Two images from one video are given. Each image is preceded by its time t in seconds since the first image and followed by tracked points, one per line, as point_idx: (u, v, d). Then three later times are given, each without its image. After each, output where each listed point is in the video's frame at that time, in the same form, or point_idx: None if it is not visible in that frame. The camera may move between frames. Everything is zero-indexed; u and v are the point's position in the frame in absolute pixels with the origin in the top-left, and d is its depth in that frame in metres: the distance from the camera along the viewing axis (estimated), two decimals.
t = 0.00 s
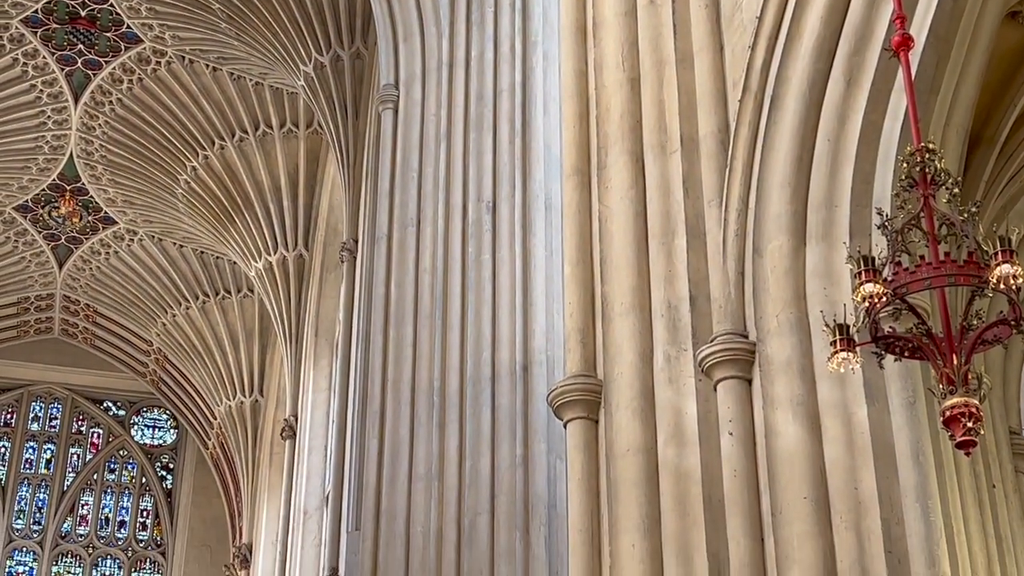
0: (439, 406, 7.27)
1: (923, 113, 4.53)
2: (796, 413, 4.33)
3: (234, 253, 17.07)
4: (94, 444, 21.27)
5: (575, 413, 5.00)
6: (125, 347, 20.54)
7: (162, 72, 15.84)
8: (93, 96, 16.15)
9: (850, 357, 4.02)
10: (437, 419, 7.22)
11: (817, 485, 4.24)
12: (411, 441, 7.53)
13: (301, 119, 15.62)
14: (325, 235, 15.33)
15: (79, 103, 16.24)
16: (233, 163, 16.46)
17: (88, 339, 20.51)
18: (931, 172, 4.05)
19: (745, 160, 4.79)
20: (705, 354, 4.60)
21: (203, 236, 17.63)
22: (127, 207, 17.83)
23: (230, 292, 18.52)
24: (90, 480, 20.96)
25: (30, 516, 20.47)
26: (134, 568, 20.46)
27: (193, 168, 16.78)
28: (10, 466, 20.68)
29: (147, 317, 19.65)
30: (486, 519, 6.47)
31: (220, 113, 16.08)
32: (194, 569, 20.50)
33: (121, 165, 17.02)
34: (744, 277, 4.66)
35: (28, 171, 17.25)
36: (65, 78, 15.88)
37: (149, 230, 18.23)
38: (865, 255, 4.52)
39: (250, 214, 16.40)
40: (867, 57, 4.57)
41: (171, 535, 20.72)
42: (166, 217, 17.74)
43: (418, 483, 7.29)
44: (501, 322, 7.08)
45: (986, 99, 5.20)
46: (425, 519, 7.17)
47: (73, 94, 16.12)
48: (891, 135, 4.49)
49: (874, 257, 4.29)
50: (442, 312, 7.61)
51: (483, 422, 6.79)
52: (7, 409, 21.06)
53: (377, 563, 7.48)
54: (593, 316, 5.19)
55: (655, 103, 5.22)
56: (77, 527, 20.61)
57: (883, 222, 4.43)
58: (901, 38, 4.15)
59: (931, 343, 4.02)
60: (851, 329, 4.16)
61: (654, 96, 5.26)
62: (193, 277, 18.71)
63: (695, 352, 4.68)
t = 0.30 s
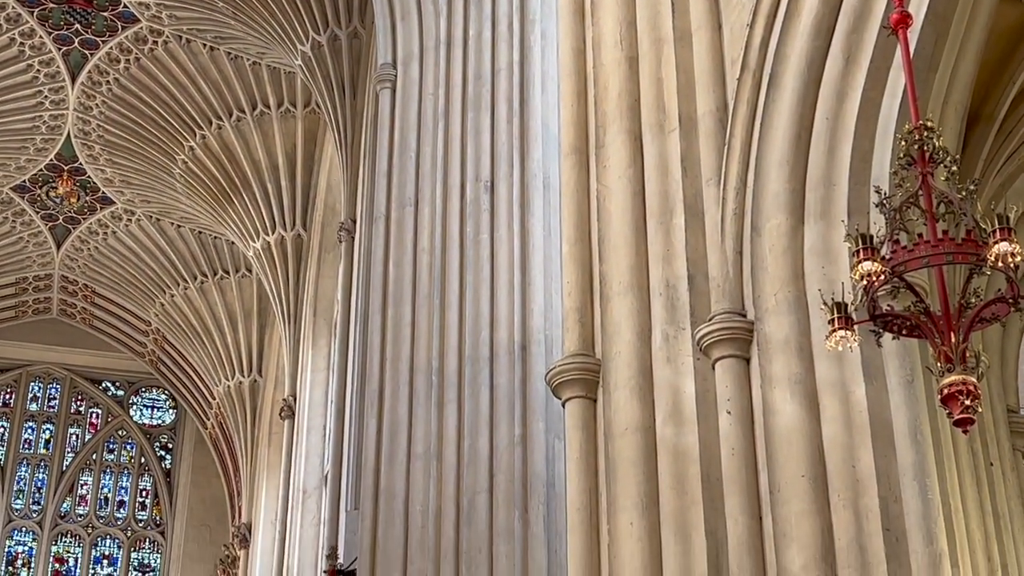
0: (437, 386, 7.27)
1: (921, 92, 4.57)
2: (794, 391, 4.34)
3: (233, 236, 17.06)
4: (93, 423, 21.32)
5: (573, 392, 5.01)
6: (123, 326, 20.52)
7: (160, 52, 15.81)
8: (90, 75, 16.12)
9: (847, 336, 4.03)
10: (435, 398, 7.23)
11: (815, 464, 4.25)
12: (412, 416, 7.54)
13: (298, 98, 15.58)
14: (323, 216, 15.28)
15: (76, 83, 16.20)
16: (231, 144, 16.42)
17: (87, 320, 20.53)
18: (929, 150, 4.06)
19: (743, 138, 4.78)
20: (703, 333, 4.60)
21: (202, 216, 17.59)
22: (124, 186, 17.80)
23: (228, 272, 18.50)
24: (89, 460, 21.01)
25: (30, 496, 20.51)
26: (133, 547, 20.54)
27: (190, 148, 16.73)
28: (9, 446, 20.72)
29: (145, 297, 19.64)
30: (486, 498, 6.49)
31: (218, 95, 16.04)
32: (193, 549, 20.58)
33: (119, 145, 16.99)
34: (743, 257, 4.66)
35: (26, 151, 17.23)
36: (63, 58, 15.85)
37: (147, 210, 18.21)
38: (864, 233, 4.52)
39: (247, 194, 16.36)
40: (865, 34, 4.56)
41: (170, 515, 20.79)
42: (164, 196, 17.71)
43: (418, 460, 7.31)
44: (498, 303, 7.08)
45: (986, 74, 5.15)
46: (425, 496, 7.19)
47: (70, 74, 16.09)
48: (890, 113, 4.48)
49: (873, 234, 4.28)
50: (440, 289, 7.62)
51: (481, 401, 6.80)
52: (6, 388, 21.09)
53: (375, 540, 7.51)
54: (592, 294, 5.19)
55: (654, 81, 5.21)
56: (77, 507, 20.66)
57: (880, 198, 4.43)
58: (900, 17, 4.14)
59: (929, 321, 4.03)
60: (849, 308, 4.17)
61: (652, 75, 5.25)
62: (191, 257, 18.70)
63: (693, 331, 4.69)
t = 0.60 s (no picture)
0: (460, 345, 9.16)
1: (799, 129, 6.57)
2: (707, 341, 6.33)
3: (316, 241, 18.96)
4: (216, 367, 23.44)
5: (553, 347, 7.06)
6: (228, 302, 22.58)
7: (262, 99, 17.76)
8: (213, 120, 18.22)
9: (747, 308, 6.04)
10: (458, 354, 9.08)
11: (719, 393, 6.23)
12: (444, 359, 9.41)
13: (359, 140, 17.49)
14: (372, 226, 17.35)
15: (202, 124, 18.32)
16: (310, 172, 18.30)
17: (211, 297, 22.55)
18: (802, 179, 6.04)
19: (672, 169, 6.82)
20: (645, 305, 6.62)
21: (287, 220, 19.45)
22: (237, 205, 19.84)
23: (315, 262, 20.54)
24: (211, 396, 23.12)
25: (161, 423, 22.60)
26: (247, 458, 22.61)
27: (281, 176, 18.72)
28: (147, 387, 22.85)
29: (249, 279, 21.55)
30: (497, 407, 8.16)
31: (299, 132, 17.98)
32: (286, 457, 22.62)
33: (233, 174, 19.06)
34: (672, 252, 6.68)
35: (167, 178, 19.38)
36: (191, 107, 17.95)
37: (253, 221, 20.19)
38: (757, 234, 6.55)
39: (327, 210, 18.30)
40: (759, 94, 6.60)
41: (269, 434, 22.91)
42: (269, 214, 19.72)
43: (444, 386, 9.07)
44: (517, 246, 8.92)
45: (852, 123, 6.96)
46: (443, 420, 8.92)
47: (197, 119, 18.20)
48: (775, 149, 6.53)
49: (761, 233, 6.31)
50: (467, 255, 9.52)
51: (489, 352, 8.63)
52: (149, 347, 23.21)
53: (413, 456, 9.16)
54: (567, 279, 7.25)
55: (609, 128, 7.24)
56: (203, 430, 22.80)
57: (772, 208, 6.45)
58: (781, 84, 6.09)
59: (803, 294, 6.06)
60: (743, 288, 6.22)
61: (608, 122, 7.27)
62: (284, 251, 20.66)
63: (637, 304, 6.71)
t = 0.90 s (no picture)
0: (461, 327, 10.86)
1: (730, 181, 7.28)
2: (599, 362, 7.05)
3: (367, 246, 21.46)
4: (289, 336, 26.45)
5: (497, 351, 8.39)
6: (299, 288, 25.55)
7: (323, 136, 19.54)
8: (285, 152, 20.09)
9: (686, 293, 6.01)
10: (461, 336, 10.79)
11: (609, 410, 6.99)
12: (452, 320, 11.20)
13: (393, 167, 19.58)
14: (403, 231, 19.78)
15: (277, 153, 20.16)
16: (359, 194, 20.52)
17: (286, 284, 25.46)
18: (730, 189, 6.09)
19: (599, 220, 7.65)
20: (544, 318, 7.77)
21: (341, 226, 21.81)
22: (303, 215, 22.14)
23: (363, 258, 23.32)
24: (285, 356, 26.01)
25: (250, 376, 25.57)
26: (314, 403, 25.60)
27: (337, 194, 20.87)
28: (237, 350, 25.81)
29: (314, 271, 24.44)
30: (500, 362, 10.03)
31: (349, 162, 19.93)
32: (341, 402, 25.57)
33: (299, 191, 21.18)
34: (590, 303, 7.30)
35: (252, 194, 21.48)
36: (269, 142, 19.77)
37: (313, 225, 22.47)
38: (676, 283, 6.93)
39: (376, 219, 20.77)
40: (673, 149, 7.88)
41: (329, 384, 25.94)
42: (327, 221, 22.02)
43: (457, 337, 10.84)
44: (508, 232, 10.71)
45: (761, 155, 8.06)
46: (456, 372, 10.65)
47: (271, 150, 20.01)
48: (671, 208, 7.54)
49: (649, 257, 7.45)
50: (466, 236, 11.34)
51: (487, 343, 10.24)
52: (239, 322, 26.24)
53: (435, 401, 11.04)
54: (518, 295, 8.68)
55: (548, 179, 8.60)
56: (279, 382, 25.66)
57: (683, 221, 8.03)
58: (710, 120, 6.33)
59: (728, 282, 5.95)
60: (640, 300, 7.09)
61: (543, 174, 8.64)
62: (338, 249, 23.44)
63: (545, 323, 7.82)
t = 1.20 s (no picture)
0: (467, 312, 12.20)
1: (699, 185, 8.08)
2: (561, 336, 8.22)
3: (383, 239, 22.94)
4: (316, 319, 27.83)
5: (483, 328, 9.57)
6: (323, 276, 26.97)
7: (343, 142, 20.86)
8: (311, 156, 21.40)
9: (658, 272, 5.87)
10: (467, 320, 12.13)
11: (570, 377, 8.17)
12: (458, 301, 12.68)
13: (404, 169, 20.86)
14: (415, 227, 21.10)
15: (304, 158, 21.48)
16: (376, 193, 21.88)
17: (312, 272, 26.90)
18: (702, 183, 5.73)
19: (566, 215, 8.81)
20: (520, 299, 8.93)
21: (361, 221, 23.19)
22: (326, 211, 23.49)
23: (379, 249, 24.63)
24: (311, 336, 27.45)
25: (281, 354, 27.00)
26: (337, 376, 27.02)
27: (357, 191, 22.19)
28: (271, 330, 27.25)
29: (336, 261, 25.83)
30: (499, 337, 11.39)
31: (367, 164, 21.23)
32: (358, 375, 27.02)
33: (323, 190, 22.52)
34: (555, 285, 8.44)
35: (283, 195, 22.92)
36: (298, 148, 21.11)
37: (336, 221, 23.87)
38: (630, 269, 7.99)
39: (391, 214, 22.11)
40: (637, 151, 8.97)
41: (350, 360, 27.40)
42: (347, 217, 23.39)
43: (462, 314, 12.33)
44: (507, 224, 12.02)
45: (725, 162, 7.98)
46: (461, 349, 12.01)
47: (299, 155, 21.35)
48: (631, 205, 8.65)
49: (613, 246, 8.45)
50: (469, 225, 12.75)
51: (489, 326, 11.57)
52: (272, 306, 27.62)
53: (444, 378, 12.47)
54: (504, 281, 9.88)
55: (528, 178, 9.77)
56: (305, 357, 27.11)
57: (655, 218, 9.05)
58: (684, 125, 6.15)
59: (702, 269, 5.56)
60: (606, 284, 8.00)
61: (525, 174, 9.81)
62: (358, 241, 24.78)
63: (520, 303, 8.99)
